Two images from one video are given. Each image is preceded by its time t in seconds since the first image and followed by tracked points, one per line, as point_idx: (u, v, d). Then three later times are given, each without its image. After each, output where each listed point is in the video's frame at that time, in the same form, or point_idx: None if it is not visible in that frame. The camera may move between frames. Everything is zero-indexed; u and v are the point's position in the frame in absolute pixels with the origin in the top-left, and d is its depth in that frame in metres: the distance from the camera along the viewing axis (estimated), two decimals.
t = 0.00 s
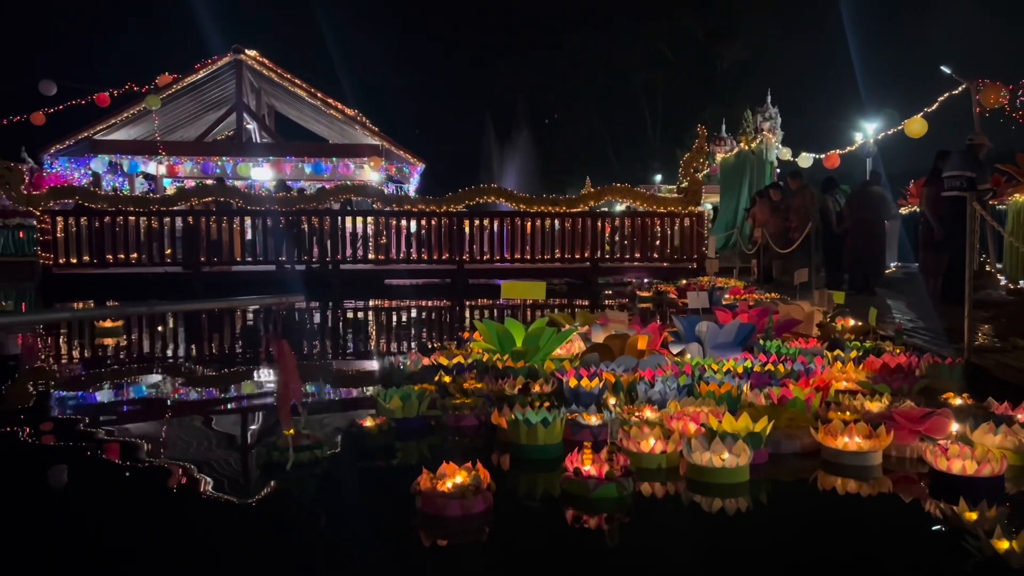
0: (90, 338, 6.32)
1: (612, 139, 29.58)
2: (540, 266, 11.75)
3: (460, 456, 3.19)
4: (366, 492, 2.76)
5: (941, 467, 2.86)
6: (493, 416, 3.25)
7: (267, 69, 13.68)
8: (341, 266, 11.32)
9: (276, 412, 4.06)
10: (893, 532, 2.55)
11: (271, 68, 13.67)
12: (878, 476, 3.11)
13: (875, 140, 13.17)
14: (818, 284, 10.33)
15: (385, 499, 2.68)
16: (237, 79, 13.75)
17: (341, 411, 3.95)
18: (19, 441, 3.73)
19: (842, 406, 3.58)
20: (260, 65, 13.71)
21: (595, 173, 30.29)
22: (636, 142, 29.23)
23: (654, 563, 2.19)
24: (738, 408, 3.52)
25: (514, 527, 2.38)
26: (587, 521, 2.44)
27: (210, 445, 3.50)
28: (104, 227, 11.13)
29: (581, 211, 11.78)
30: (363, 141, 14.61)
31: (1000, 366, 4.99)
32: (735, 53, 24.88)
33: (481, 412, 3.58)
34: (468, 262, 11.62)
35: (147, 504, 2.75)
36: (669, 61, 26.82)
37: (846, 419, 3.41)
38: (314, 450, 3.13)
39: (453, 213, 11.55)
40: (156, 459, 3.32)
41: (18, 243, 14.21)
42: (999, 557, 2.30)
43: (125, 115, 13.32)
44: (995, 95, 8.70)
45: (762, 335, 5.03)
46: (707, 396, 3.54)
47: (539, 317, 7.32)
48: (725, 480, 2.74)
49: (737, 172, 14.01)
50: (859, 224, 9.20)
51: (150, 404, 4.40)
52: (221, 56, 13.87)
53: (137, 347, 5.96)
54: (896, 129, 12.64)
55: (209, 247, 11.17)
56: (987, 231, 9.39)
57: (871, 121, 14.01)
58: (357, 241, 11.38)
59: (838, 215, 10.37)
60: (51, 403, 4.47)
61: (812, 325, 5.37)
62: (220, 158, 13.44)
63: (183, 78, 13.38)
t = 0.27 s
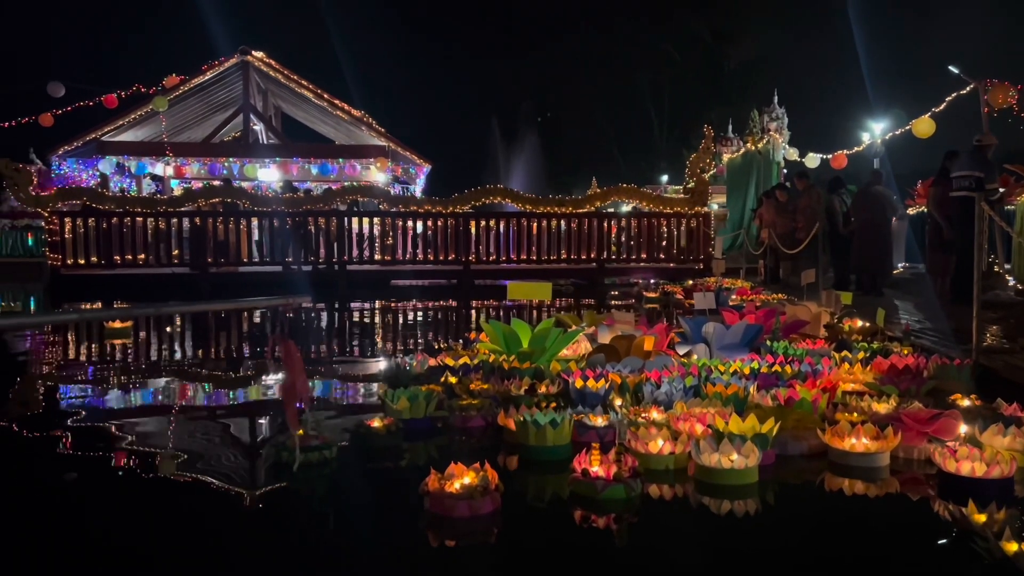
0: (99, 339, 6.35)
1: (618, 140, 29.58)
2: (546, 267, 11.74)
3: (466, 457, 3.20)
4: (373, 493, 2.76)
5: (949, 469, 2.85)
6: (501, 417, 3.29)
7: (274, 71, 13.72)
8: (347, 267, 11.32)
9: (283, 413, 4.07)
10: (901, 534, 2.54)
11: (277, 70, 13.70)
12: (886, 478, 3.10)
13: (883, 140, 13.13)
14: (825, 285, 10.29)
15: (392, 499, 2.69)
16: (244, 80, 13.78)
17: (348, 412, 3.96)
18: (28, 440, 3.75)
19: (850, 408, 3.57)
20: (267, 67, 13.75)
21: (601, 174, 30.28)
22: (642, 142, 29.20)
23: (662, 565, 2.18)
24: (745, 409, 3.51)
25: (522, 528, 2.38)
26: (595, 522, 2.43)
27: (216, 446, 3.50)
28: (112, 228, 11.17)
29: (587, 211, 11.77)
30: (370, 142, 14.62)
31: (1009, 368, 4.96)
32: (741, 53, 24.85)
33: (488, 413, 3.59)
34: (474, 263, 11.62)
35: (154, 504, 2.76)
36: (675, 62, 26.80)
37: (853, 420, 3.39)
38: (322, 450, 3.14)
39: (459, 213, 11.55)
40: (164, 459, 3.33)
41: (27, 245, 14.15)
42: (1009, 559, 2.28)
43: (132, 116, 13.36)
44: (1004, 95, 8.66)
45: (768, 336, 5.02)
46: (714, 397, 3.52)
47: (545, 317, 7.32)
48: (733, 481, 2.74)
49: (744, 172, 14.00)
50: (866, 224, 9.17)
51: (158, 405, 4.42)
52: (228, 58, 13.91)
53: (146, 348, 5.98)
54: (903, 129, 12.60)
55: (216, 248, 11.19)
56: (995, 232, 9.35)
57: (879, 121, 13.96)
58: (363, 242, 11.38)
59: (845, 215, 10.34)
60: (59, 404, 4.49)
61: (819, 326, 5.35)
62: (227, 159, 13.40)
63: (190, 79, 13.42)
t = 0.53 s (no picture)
0: (109, 339, 6.39)
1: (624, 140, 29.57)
2: (553, 267, 11.73)
3: (474, 457, 3.20)
4: (381, 493, 2.77)
5: (959, 470, 2.84)
6: (508, 417, 3.30)
7: (281, 72, 13.75)
8: (354, 267, 11.35)
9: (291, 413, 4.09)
10: (910, 535, 2.53)
11: (285, 71, 13.74)
12: (894, 478, 3.09)
13: (891, 140, 13.07)
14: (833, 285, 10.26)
15: (400, 499, 2.69)
16: (251, 81, 13.82)
17: (355, 412, 3.97)
18: (38, 441, 3.78)
19: (857, 409, 3.55)
20: (275, 68, 13.78)
21: (608, 175, 30.28)
22: (649, 142, 29.17)
23: (671, 566, 2.18)
24: (753, 410, 3.50)
25: (531, 528, 2.38)
26: (604, 522, 2.43)
27: (225, 446, 3.52)
28: (120, 229, 11.23)
29: (594, 212, 11.77)
30: (377, 143, 14.64)
31: (1019, 369, 4.94)
32: (748, 53, 24.79)
33: (495, 413, 3.60)
34: (481, 263, 11.63)
35: (161, 504, 2.78)
36: (682, 62, 26.75)
37: (861, 422, 3.38)
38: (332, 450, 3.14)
39: (466, 214, 11.56)
40: (173, 459, 3.35)
41: (36, 246, 14.25)
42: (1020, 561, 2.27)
43: (140, 118, 13.42)
44: (1013, 95, 8.60)
45: (776, 337, 5.00)
46: (721, 398, 3.52)
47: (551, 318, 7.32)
48: (742, 482, 2.74)
49: (751, 172, 13.97)
50: (874, 224, 9.14)
51: (166, 404, 4.44)
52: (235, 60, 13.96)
53: (156, 348, 6.01)
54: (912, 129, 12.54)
55: (224, 249, 11.24)
56: (1004, 232, 9.30)
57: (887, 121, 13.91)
58: (370, 242, 11.40)
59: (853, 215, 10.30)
60: (69, 403, 4.52)
61: (827, 327, 5.34)
62: (235, 160, 13.40)
63: (198, 81, 13.46)
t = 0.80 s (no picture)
0: (119, 339, 6.41)
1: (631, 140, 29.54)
2: (560, 268, 11.71)
3: (482, 457, 3.20)
4: (389, 493, 2.77)
5: (970, 471, 2.82)
6: (515, 417, 3.31)
7: (288, 72, 13.78)
8: (361, 268, 11.37)
9: (299, 412, 4.10)
10: (920, 536, 2.52)
11: (292, 72, 13.76)
12: (902, 480, 3.08)
13: (900, 140, 13.01)
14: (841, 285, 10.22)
15: (408, 499, 2.69)
16: (259, 82, 13.85)
17: (363, 413, 3.97)
18: (47, 440, 3.79)
19: (865, 410, 3.54)
20: (282, 69, 13.81)
21: (614, 175, 30.25)
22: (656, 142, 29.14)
23: (680, 566, 2.17)
24: (760, 410, 3.49)
25: (540, 528, 2.38)
26: (613, 523, 2.43)
27: (233, 446, 3.52)
28: (128, 229, 11.27)
29: (601, 212, 11.76)
30: (384, 143, 14.65)
31: None
32: (755, 53, 24.73)
33: (503, 413, 3.60)
34: (487, 264, 11.64)
35: (169, 504, 2.79)
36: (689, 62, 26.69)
37: (870, 422, 3.37)
38: (341, 450, 3.14)
39: (473, 214, 11.57)
40: (180, 458, 3.36)
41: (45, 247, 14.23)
42: None
43: (148, 118, 13.47)
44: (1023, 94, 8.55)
45: (784, 337, 4.99)
46: (728, 399, 3.51)
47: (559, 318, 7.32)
48: (751, 483, 2.73)
49: (758, 172, 13.94)
50: (882, 225, 9.10)
51: (174, 404, 4.45)
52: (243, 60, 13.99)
53: (166, 348, 6.03)
54: (920, 129, 12.48)
55: (231, 250, 11.27)
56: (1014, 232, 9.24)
57: (895, 121, 13.85)
58: (377, 243, 11.41)
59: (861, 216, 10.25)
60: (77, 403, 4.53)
61: (835, 327, 5.32)
62: (243, 161, 13.43)
63: (206, 82, 13.50)
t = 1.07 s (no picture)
0: (131, 338, 6.45)
1: (639, 141, 29.50)
2: (567, 268, 11.71)
3: (492, 457, 3.20)
4: (401, 492, 2.77)
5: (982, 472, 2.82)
6: (524, 417, 3.31)
7: (297, 73, 13.82)
8: (369, 268, 11.39)
9: (307, 412, 4.11)
10: (932, 536, 2.51)
11: (301, 73, 13.80)
12: (913, 480, 3.07)
13: (910, 140, 12.95)
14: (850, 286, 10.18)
15: (419, 499, 2.69)
16: (268, 83, 13.90)
17: (372, 412, 3.98)
18: (58, 439, 3.82)
19: (875, 411, 3.52)
20: (291, 70, 13.86)
21: (622, 175, 30.22)
22: (663, 143, 29.12)
23: (692, 566, 2.16)
24: (769, 411, 3.48)
25: (552, 528, 2.37)
26: (624, 522, 2.42)
27: (241, 447, 3.52)
28: (138, 230, 11.32)
29: (609, 212, 11.75)
30: (392, 144, 14.67)
31: None
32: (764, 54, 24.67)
33: (513, 413, 3.60)
34: (495, 264, 11.64)
35: (179, 503, 2.80)
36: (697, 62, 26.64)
37: (880, 423, 3.35)
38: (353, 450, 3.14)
39: (481, 215, 11.58)
40: (189, 459, 3.37)
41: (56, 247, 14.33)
42: None
43: (158, 119, 13.51)
44: None
45: (793, 338, 4.97)
46: (737, 400, 3.50)
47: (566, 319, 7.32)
48: (762, 484, 2.72)
49: (767, 172, 13.89)
50: (892, 225, 9.07)
51: (182, 404, 4.46)
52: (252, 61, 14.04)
53: (177, 348, 6.06)
54: (930, 129, 12.42)
55: (240, 250, 11.31)
56: None
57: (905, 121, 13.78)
58: (385, 243, 11.43)
59: (871, 216, 10.21)
60: (88, 403, 4.54)
61: (844, 328, 5.29)
62: (252, 162, 13.46)
63: (215, 83, 13.55)
